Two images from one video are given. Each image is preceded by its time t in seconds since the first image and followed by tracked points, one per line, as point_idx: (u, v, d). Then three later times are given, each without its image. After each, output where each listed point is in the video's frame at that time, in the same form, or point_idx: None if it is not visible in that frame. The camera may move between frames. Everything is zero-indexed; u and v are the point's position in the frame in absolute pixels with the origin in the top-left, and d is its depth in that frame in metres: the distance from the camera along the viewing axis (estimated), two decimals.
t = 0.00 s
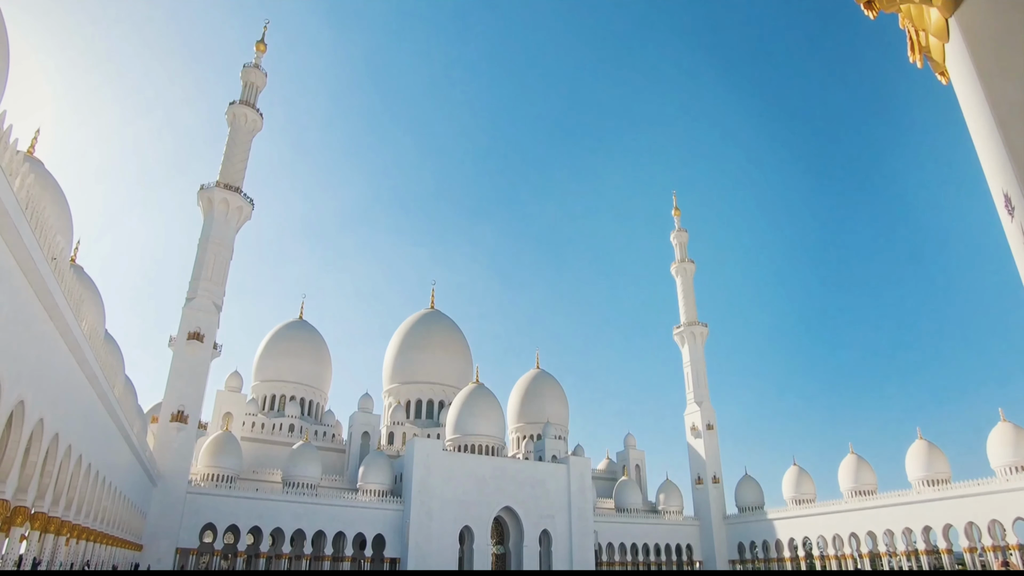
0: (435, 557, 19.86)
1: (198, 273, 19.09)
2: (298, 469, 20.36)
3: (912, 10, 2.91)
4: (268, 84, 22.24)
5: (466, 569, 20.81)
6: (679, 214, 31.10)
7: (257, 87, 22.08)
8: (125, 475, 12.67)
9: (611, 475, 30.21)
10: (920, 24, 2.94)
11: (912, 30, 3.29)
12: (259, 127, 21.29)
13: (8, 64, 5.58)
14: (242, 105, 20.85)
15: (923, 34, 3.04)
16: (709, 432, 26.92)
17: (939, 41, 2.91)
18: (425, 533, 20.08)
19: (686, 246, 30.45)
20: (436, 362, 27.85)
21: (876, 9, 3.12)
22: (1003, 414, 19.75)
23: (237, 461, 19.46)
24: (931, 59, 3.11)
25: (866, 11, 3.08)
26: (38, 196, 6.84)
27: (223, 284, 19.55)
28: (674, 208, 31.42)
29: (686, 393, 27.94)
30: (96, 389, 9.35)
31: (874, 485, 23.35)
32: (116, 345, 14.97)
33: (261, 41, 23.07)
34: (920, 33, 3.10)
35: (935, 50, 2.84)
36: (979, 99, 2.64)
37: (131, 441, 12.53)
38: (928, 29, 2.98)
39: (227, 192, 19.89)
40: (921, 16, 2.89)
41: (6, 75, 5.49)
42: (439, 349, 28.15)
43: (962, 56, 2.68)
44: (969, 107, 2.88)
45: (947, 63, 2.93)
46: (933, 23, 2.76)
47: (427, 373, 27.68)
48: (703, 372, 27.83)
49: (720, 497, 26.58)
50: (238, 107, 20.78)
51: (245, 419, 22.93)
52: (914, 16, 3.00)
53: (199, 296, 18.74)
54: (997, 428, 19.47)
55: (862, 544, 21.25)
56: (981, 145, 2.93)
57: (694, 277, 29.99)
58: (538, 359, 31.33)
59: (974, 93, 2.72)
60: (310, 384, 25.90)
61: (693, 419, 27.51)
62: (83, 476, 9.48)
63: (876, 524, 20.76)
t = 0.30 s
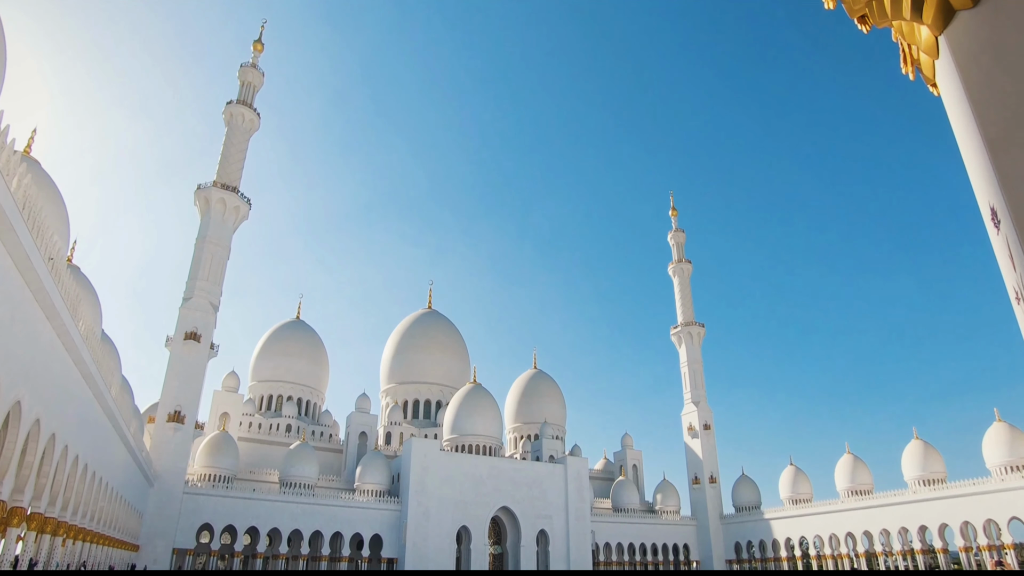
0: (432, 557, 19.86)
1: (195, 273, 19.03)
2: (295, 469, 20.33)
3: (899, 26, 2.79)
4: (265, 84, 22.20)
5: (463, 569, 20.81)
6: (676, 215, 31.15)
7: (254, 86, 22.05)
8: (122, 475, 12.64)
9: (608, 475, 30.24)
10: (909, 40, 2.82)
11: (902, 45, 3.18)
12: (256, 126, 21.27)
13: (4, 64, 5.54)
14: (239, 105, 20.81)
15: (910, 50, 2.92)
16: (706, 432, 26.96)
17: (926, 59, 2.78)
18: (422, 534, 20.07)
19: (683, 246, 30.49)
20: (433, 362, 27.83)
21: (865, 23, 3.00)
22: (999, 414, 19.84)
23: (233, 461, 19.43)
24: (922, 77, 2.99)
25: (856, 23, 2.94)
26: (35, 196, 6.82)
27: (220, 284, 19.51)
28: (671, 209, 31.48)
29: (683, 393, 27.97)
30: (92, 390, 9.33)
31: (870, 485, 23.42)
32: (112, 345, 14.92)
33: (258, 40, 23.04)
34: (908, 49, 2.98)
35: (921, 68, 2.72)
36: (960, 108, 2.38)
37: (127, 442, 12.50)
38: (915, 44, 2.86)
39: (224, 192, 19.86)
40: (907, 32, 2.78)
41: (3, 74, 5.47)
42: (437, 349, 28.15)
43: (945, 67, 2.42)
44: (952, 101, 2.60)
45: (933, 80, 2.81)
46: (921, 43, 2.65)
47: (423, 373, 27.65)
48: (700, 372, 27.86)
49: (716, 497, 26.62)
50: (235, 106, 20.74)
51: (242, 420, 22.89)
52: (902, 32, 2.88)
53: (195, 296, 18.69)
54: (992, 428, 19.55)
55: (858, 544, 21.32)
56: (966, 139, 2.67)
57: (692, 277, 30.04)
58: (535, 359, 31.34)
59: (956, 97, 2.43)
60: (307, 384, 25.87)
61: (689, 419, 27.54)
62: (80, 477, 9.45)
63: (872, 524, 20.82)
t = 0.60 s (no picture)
0: (428, 556, 19.86)
1: (190, 272, 19.00)
2: (291, 469, 20.28)
3: (891, 43, 2.83)
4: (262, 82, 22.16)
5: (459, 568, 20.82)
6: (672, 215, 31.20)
7: (250, 85, 21.99)
8: (117, 475, 12.61)
9: (604, 474, 30.29)
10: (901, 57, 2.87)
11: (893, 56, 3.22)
12: (252, 125, 21.21)
13: None
14: (235, 103, 20.77)
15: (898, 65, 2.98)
16: (702, 432, 27.02)
17: (915, 76, 2.85)
18: (419, 533, 20.06)
19: (679, 246, 30.55)
20: (429, 361, 27.81)
21: (858, 38, 3.03)
22: (992, 414, 19.94)
23: (230, 461, 19.39)
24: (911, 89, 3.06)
25: (849, 40, 2.97)
26: (31, 194, 6.80)
27: (216, 283, 19.45)
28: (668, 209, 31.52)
29: (679, 393, 28.02)
30: (88, 389, 9.31)
31: (865, 484, 23.52)
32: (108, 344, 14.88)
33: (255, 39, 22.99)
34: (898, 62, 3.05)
35: (910, 86, 2.78)
36: (943, 124, 2.56)
37: (122, 441, 12.46)
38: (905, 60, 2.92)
39: (221, 190, 19.82)
40: (899, 50, 2.83)
41: None
42: (433, 349, 28.14)
43: (930, 84, 2.60)
44: (936, 121, 2.78)
45: (923, 94, 2.87)
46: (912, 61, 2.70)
47: (419, 372, 27.64)
48: (696, 372, 27.92)
49: (712, 496, 26.67)
50: (231, 105, 20.69)
51: (238, 419, 22.84)
52: (893, 47, 2.93)
53: (191, 294, 18.63)
54: (986, 428, 19.66)
55: (853, 543, 21.40)
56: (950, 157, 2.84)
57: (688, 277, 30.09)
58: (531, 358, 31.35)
59: (940, 115, 2.62)
60: (303, 383, 25.83)
61: (686, 418, 27.59)
62: (75, 476, 9.43)
63: (867, 523, 20.92)
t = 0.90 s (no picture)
0: (424, 555, 19.88)
1: (185, 269, 18.93)
2: (286, 467, 20.24)
3: (882, 62, 3.39)
4: (257, 79, 22.07)
5: (454, 567, 20.84)
6: (668, 214, 31.26)
7: (246, 82, 21.91)
8: (112, 473, 12.56)
9: (599, 473, 30.35)
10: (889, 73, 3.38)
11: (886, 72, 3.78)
12: (247, 122, 21.14)
13: None
14: (231, 100, 20.69)
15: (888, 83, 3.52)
16: (697, 431, 27.09)
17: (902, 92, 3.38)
18: (414, 531, 20.06)
19: (674, 246, 30.62)
20: (424, 359, 27.80)
21: (853, 55, 3.64)
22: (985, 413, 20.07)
23: (224, 458, 19.33)
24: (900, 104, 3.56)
25: (845, 56, 3.57)
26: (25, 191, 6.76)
27: (210, 280, 19.38)
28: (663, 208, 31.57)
29: (674, 392, 28.10)
30: (82, 387, 9.26)
31: (858, 483, 23.65)
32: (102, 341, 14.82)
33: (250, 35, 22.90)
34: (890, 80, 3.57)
35: (895, 100, 3.33)
36: (932, 142, 3.00)
37: (117, 439, 12.42)
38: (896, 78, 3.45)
39: (216, 188, 19.75)
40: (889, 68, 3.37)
41: None
42: (429, 347, 28.12)
43: (920, 101, 3.06)
44: (925, 138, 3.24)
45: (908, 109, 3.40)
46: (900, 79, 3.25)
47: (414, 371, 27.61)
48: (691, 371, 28.00)
49: (707, 494, 26.78)
50: (226, 102, 20.62)
51: (232, 417, 22.77)
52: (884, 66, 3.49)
53: (186, 292, 18.57)
54: (978, 427, 19.79)
55: (846, 542, 21.53)
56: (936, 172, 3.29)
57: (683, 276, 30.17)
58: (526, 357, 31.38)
59: (929, 133, 3.06)
60: (298, 381, 25.80)
61: (680, 417, 27.68)
62: (69, 475, 9.39)
63: (860, 521, 21.04)
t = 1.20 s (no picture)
0: (418, 553, 19.90)
1: (179, 266, 18.83)
2: (280, 465, 20.21)
3: (872, 79, 3.82)
4: (252, 76, 21.99)
5: (449, 565, 20.85)
6: (663, 213, 31.34)
7: (241, 78, 21.82)
8: (105, 470, 12.51)
9: (594, 471, 30.41)
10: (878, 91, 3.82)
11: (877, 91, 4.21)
12: (243, 119, 21.06)
13: None
14: (226, 97, 20.61)
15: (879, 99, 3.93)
16: (691, 430, 27.17)
17: (890, 107, 3.81)
18: (409, 529, 20.06)
19: (670, 245, 30.69)
20: (420, 357, 27.79)
21: (845, 71, 4.07)
22: (977, 413, 20.21)
23: (218, 457, 19.27)
24: (890, 119, 3.96)
25: (836, 72, 4.01)
26: (20, 188, 6.73)
27: (205, 278, 19.31)
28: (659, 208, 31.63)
29: (669, 391, 28.17)
30: (76, 384, 9.21)
31: (852, 482, 23.77)
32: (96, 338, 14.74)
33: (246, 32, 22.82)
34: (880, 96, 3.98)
35: (883, 115, 3.75)
36: (921, 162, 3.37)
37: (111, 436, 12.36)
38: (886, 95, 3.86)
39: (211, 184, 19.68)
40: (879, 84, 3.79)
41: None
42: (424, 346, 28.11)
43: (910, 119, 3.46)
44: (912, 158, 3.63)
45: (895, 123, 3.82)
46: (889, 96, 3.68)
47: (410, 369, 27.58)
48: (686, 370, 28.07)
49: (701, 493, 26.87)
50: (222, 98, 20.54)
51: (227, 414, 22.71)
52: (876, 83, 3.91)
53: (180, 289, 18.50)
54: (970, 426, 19.92)
55: (839, 540, 21.65)
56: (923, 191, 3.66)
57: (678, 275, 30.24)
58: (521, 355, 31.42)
59: (918, 152, 3.44)
60: (293, 379, 25.74)
61: (675, 416, 27.74)
62: (63, 473, 9.35)
63: (853, 520, 21.16)
